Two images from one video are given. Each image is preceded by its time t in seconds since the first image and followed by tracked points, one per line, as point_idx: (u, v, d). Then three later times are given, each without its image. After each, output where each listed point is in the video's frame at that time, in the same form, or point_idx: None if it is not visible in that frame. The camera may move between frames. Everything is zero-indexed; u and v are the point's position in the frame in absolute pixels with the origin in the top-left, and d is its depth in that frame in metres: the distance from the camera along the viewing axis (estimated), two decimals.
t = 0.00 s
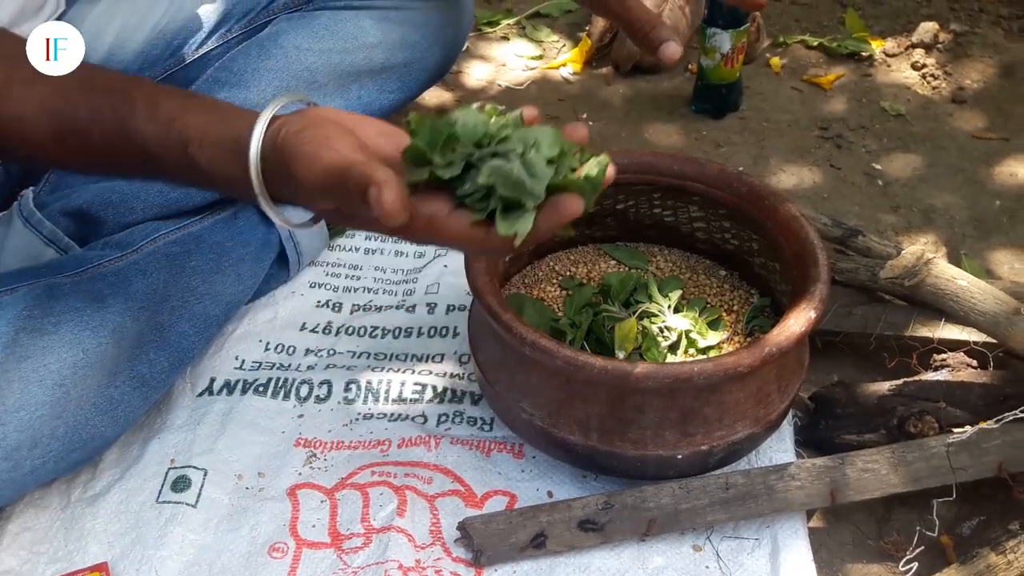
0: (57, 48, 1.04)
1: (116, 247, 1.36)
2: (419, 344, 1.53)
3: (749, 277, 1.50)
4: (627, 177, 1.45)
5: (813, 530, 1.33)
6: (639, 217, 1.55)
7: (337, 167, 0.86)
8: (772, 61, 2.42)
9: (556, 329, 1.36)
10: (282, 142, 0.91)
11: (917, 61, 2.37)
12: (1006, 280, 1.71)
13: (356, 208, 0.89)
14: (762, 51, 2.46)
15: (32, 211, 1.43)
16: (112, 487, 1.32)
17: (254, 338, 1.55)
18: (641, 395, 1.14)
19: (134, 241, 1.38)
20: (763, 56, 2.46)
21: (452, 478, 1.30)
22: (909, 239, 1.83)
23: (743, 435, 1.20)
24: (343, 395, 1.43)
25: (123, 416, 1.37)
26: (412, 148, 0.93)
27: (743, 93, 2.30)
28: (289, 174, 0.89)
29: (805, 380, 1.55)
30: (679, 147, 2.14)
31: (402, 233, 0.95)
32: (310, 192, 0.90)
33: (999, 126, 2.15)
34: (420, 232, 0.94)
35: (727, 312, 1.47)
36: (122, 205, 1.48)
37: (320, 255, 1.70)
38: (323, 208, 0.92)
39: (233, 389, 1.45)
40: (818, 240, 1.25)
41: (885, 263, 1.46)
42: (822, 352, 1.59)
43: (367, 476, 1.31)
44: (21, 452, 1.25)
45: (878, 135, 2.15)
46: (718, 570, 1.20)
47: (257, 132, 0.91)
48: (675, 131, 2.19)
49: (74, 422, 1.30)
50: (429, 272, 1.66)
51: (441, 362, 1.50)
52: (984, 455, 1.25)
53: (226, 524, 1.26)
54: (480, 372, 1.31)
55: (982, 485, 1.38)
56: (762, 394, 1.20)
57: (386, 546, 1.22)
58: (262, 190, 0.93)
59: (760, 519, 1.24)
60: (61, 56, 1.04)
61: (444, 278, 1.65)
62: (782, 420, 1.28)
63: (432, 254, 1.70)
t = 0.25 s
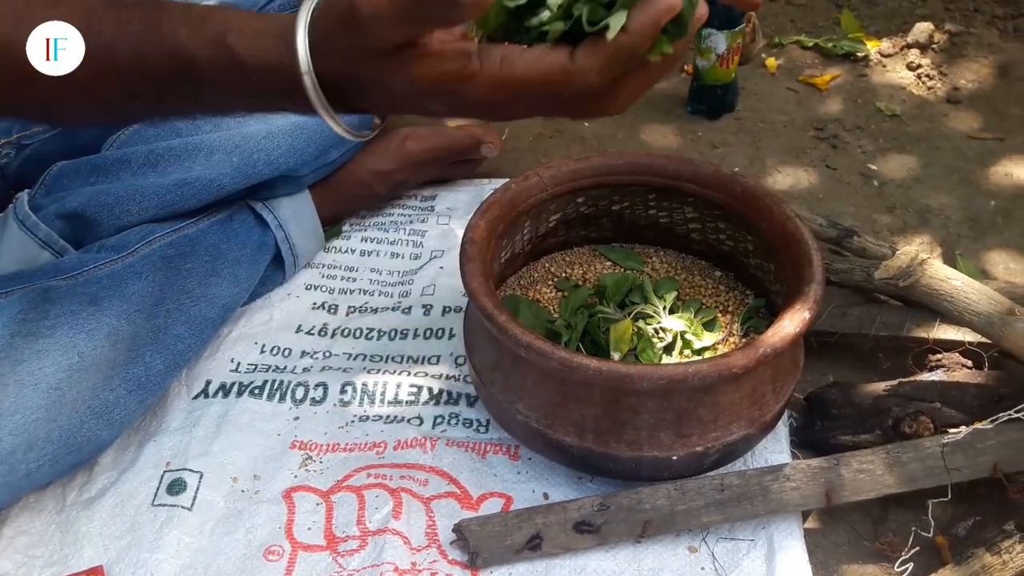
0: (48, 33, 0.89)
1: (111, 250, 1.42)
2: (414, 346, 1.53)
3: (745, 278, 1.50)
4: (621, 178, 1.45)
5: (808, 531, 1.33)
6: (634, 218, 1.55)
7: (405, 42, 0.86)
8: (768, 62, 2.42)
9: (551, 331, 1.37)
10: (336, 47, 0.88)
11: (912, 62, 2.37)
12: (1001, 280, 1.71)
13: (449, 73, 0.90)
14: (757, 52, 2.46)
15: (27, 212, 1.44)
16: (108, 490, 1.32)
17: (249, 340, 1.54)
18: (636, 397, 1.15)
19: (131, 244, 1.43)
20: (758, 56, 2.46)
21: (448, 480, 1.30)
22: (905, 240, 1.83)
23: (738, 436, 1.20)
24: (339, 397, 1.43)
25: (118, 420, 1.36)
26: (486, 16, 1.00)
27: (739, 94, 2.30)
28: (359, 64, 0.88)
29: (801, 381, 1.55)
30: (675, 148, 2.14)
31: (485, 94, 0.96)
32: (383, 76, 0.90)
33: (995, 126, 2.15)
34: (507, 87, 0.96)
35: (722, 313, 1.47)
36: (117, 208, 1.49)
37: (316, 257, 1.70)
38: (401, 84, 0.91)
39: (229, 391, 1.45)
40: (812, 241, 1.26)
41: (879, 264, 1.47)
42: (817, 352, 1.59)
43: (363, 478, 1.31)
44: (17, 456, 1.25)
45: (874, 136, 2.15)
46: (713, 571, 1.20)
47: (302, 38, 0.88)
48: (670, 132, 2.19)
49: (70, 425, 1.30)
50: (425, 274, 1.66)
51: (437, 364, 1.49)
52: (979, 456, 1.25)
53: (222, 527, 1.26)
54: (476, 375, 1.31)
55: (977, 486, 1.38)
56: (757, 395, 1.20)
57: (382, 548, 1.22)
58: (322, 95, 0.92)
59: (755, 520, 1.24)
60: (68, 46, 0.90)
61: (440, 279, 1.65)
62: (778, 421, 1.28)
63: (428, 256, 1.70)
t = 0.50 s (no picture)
0: (48, 32, 0.84)
1: (110, 251, 1.42)
2: (413, 347, 1.53)
3: (743, 278, 1.50)
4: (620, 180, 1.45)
5: (807, 531, 1.33)
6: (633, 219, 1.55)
7: (463, 92, 0.89)
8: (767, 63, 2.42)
9: (550, 332, 1.37)
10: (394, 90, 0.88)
11: (911, 63, 2.37)
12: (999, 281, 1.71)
13: (452, 161, 0.91)
14: (756, 53, 2.47)
15: (26, 214, 1.45)
16: (107, 490, 1.32)
17: (249, 341, 1.55)
18: (635, 397, 1.15)
19: (130, 245, 1.43)
20: (758, 57, 2.46)
21: (447, 481, 1.30)
22: (903, 240, 1.83)
23: (737, 436, 1.21)
24: (338, 397, 1.43)
25: (118, 421, 1.35)
26: None
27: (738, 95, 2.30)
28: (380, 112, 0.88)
29: (800, 381, 1.55)
30: (674, 150, 2.14)
31: (479, 215, 0.96)
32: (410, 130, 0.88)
33: (993, 127, 2.15)
34: (502, 222, 0.97)
35: (721, 314, 1.47)
36: (116, 209, 1.50)
37: (315, 258, 1.70)
38: (413, 153, 0.90)
39: (228, 392, 1.45)
40: (810, 241, 1.26)
41: (878, 265, 1.48)
42: (816, 353, 1.59)
43: (362, 479, 1.31)
44: (16, 456, 1.25)
45: (872, 137, 2.15)
46: (712, 571, 1.20)
47: (357, 75, 0.87)
48: (669, 133, 2.19)
49: (69, 426, 1.30)
50: (425, 275, 1.67)
51: (436, 365, 1.50)
52: (978, 456, 1.25)
53: (221, 527, 1.26)
54: (475, 375, 1.31)
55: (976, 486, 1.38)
56: (756, 395, 1.20)
57: (381, 549, 1.22)
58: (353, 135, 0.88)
59: (754, 520, 1.24)
60: (68, 46, 0.85)
61: (439, 280, 1.65)
62: (776, 421, 1.28)
63: (427, 257, 1.70)
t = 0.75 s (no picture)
0: (48, 33, 1.00)
1: (113, 251, 1.41)
2: (414, 347, 1.53)
3: (744, 279, 1.50)
4: (622, 181, 1.45)
5: (809, 532, 1.33)
6: (634, 220, 1.55)
7: (418, 155, 1.05)
8: (768, 63, 2.42)
9: (551, 333, 1.37)
10: (379, 138, 1.06)
11: (912, 63, 2.37)
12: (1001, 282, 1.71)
13: (416, 216, 1.10)
14: (757, 54, 2.47)
15: (27, 214, 1.45)
16: (108, 491, 1.32)
17: (250, 341, 1.55)
18: (636, 397, 1.15)
19: (132, 245, 1.43)
20: (759, 58, 2.46)
21: (448, 482, 1.30)
22: (904, 241, 1.83)
23: (738, 437, 1.21)
24: (340, 398, 1.43)
25: (118, 421, 1.36)
26: None
27: (739, 96, 2.30)
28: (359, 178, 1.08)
29: (801, 382, 1.55)
30: (676, 150, 2.14)
31: (444, 259, 1.13)
32: (394, 171, 1.06)
33: (995, 128, 2.15)
34: (467, 268, 1.13)
35: (723, 315, 1.47)
36: (118, 209, 1.49)
37: (316, 258, 1.70)
38: (382, 200, 1.09)
39: (229, 392, 1.45)
40: (812, 242, 1.26)
41: (880, 265, 1.47)
42: (817, 353, 1.59)
43: (363, 480, 1.31)
44: (18, 456, 1.25)
45: (874, 137, 2.15)
46: (714, 572, 1.20)
47: (329, 130, 1.06)
48: (670, 134, 2.19)
49: (70, 426, 1.30)
50: (426, 275, 1.66)
51: (438, 365, 1.50)
52: (980, 457, 1.25)
53: (222, 528, 1.26)
54: (476, 376, 1.31)
55: (978, 487, 1.38)
56: (757, 396, 1.20)
57: (382, 549, 1.22)
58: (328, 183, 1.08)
59: (756, 521, 1.24)
60: (67, 46, 1.01)
61: (440, 281, 1.65)
62: (778, 422, 1.28)
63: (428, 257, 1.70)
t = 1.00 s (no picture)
0: (48, 33, 0.94)
1: (115, 250, 1.41)
2: (416, 346, 1.53)
3: (746, 278, 1.50)
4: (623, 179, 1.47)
5: (810, 531, 1.33)
6: (636, 219, 1.57)
7: (434, 44, 0.85)
8: (770, 62, 2.42)
9: (553, 331, 1.37)
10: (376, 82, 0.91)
11: (914, 63, 2.37)
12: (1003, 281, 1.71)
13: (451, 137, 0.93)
14: (760, 53, 2.46)
15: (30, 212, 1.45)
16: (110, 489, 1.32)
17: (252, 340, 1.55)
18: (638, 396, 1.15)
19: (134, 244, 1.43)
20: (761, 57, 2.46)
21: (449, 480, 1.30)
22: (906, 240, 1.83)
23: (740, 436, 1.20)
24: (341, 396, 1.43)
25: (121, 419, 1.36)
26: None
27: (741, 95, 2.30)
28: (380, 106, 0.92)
29: (803, 381, 1.55)
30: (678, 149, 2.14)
31: (497, 168, 0.96)
32: (410, 105, 0.91)
33: (997, 127, 2.15)
34: (509, 171, 0.96)
35: (724, 314, 1.47)
36: (120, 208, 1.50)
37: (317, 257, 1.70)
38: (415, 126, 0.93)
39: (231, 391, 1.45)
40: (813, 240, 1.26)
41: (882, 265, 1.48)
42: (819, 353, 1.59)
43: (365, 478, 1.31)
44: (20, 454, 1.25)
45: (876, 136, 2.15)
46: (715, 571, 1.20)
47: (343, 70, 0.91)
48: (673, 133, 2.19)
49: (72, 425, 1.30)
50: (428, 274, 1.66)
51: (439, 364, 1.50)
52: (982, 456, 1.25)
53: (224, 526, 1.26)
54: (478, 375, 1.31)
55: (980, 486, 1.38)
56: (759, 395, 1.20)
57: (383, 548, 1.22)
58: (352, 126, 0.94)
59: (757, 520, 1.24)
60: (68, 47, 0.95)
61: (442, 279, 1.65)
62: (780, 421, 1.28)
63: (430, 257, 1.70)
